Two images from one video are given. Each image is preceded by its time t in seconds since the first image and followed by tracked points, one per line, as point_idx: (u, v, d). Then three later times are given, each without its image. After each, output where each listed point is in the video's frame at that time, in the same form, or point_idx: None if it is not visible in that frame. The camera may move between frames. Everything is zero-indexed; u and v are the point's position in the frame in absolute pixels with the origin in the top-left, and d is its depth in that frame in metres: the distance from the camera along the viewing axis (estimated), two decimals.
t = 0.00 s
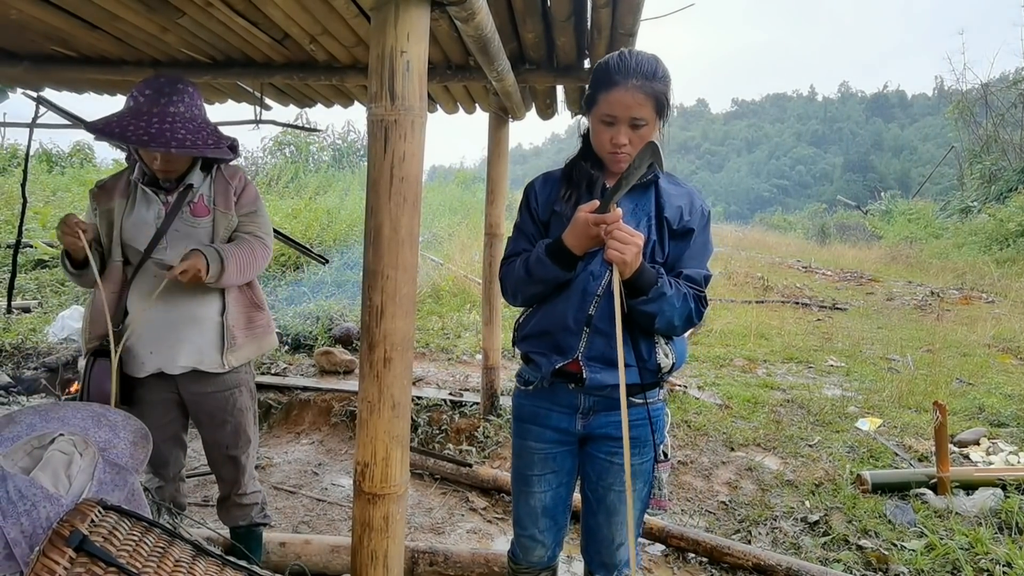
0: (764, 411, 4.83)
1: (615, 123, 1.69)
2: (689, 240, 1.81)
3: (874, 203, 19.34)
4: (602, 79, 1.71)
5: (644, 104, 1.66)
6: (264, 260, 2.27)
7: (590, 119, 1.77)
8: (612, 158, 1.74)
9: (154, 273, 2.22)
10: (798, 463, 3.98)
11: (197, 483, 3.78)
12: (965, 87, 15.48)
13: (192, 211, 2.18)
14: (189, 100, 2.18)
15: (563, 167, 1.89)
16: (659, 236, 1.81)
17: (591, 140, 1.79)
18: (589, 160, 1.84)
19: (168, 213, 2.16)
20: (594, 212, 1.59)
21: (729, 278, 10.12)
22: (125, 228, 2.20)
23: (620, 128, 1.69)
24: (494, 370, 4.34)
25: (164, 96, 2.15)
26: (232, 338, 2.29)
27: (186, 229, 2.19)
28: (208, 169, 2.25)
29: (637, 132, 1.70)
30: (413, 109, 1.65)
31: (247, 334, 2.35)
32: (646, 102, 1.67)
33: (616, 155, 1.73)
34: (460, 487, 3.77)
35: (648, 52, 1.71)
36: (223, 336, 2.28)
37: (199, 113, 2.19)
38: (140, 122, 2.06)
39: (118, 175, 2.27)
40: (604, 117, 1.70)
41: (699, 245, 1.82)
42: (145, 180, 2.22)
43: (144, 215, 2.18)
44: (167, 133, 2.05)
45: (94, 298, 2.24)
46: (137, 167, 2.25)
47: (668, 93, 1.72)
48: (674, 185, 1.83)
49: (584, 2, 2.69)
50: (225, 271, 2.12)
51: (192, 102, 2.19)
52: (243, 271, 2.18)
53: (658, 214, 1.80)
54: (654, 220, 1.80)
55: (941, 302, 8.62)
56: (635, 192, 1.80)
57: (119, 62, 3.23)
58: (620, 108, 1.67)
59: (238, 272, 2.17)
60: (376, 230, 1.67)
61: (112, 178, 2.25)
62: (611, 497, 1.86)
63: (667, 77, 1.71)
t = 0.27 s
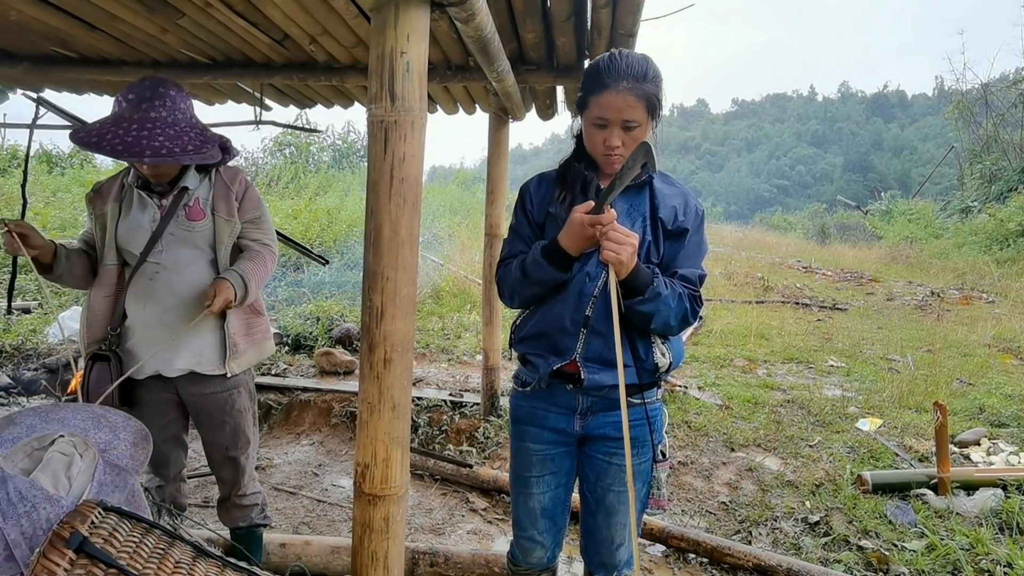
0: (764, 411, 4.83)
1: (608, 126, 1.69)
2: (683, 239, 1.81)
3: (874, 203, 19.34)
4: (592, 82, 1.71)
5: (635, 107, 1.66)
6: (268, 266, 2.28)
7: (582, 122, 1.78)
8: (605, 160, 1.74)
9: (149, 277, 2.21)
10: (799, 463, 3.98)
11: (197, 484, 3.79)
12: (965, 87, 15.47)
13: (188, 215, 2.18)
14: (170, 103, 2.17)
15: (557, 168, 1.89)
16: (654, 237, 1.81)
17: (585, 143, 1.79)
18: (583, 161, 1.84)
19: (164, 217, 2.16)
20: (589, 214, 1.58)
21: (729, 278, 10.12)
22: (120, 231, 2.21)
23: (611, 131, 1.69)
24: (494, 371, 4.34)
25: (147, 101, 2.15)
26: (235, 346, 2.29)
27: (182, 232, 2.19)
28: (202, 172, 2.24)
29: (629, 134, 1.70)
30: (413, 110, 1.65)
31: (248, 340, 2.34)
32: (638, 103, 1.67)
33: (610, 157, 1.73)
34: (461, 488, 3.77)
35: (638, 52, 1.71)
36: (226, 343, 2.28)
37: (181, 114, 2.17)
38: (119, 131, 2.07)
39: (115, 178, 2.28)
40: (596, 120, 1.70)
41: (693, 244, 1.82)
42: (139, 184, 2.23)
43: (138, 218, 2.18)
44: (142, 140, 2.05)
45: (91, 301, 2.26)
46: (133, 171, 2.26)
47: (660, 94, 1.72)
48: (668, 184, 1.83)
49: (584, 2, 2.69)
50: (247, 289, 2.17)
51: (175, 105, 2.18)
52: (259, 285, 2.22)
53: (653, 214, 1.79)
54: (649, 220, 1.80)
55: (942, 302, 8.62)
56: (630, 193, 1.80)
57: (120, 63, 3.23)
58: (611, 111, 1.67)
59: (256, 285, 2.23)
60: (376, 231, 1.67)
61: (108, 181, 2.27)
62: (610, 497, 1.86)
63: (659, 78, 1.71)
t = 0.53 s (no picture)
0: (765, 411, 4.83)
1: (605, 127, 1.69)
2: (682, 239, 1.81)
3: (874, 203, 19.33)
4: (588, 83, 1.71)
5: (633, 108, 1.66)
6: (260, 269, 2.24)
7: (580, 124, 1.78)
8: (603, 161, 1.74)
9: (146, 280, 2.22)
10: (799, 463, 3.98)
11: (198, 484, 3.79)
12: (965, 86, 15.47)
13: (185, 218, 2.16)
14: (168, 107, 2.15)
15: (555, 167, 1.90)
16: (653, 237, 1.81)
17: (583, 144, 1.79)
18: (581, 162, 1.84)
19: (162, 219, 2.15)
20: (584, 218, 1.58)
21: (729, 278, 10.12)
22: (120, 232, 2.21)
23: (609, 133, 1.69)
24: (494, 371, 4.33)
25: (144, 105, 2.14)
26: (230, 351, 2.26)
27: (180, 235, 2.17)
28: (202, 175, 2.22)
29: (627, 135, 1.69)
30: (414, 110, 1.65)
31: (245, 345, 2.32)
32: (636, 105, 1.66)
33: (608, 158, 1.73)
34: (461, 488, 3.77)
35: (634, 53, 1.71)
36: (221, 348, 2.26)
37: (178, 118, 2.16)
38: (116, 136, 2.07)
39: (116, 177, 2.29)
40: (594, 121, 1.70)
41: (692, 244, 1.82)
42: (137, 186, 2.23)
43: (137, 221, 2.18)
44: (137, 147, 2.05)
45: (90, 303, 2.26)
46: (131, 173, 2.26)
47: (657, 95, 1.72)
48: (666, 185, 1.83)
49: (585, 2, 2.69)
50: (216, 281, 2.09)
51: (172, 108, 2.16)
52: (237, 282, 2.15)
53: (651, 215, 1.79)
54: (647, 220, 1.80)
55: (942, 302, 8.62)
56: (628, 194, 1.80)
57: (120, 63, 3.24)
58: (609, 112, 1.67)
59: (236, 281, 2.16)
60: (377, 231, 1.67)
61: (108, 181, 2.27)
62: (609, 498, 1.86)
63: (655, 79, 1.71)
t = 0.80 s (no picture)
0: (765, 411, 4.83)
1: (606, 125, 1.69)
2: (683, 239, 1.81)
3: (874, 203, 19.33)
4: (590, 81, 1.71)
5: (634, 107, 1.66)
6: (244, 277, 2.23)
7: (580, 123, 1.78)
8: (603, 160, 1.73)
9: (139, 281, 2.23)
10: (800, 463, 3.98)
11: (198, 483, 3.79)
12: (965, 86, 15.47)
13: (181, 222, 2.17)
14: (175, 112, 2.16)
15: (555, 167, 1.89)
16: (653, 236, 1.81)
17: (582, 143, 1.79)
18: (582, 161, 1.84)
19: (159, 221, 2.16)
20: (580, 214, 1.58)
21: (730, 278, 10.12)
22: (118, 232, 2.21)
23: (610, 131, 1.69)
24: (495, 371, 4.33)
25: (152, 109, 2.16)
26: (220, 354, 2.27)
27: (175, 240, 2.17)
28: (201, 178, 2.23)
29: (627, 135, 1.70)
30: (415, 110, 1.65)
31: (236, 349, 2.32)
32: (637, 104, 1.67)
33: (607, 157, 1.72)
34: (462, 488, 3.77)
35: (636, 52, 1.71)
36: (209, 352, 2.26)
37: (185, 123, 2.17)
38: (123, 140, 2.09)
39: (117, 176, 2.29)
40: (595, 119, 1.70)
41: (693, 244, 1.82)
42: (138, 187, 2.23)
43: (134, 222, 2.18)
44: (144, 153, 2.08)
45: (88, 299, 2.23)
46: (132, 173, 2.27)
47: (658, 95, 1.72)
48: (666, 184, 1.83)
49: (585, 2, 2.69)
50: (177, 273, 2.09)
51: (179, 113, 2.17)
52: (203, 281, 2.13)
53: (650, 214, 1.80)
54: (646, 220, 1.80)
55: (942, 302, 8.62)
56: (628, 194, 1.80)
57: (120, 63, 3.24)
58: (609, 111, 1.67)
59: (205, 282, 2.14)
60: (377, 231, 1.67)
61: (111, 179, 2.27)
62: (608, 498, 1.86)
63: (657, 78, 1.71)
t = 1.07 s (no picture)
0: (765, 411, 4.83)
1: (605, 127, 1.69)
2: (684, 239, 1.81)
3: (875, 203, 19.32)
4: (590, 82, 1.71)
5: (633, 108, 1.67)
6: (225, 292, 2.23)
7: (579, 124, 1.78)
8: (602, 162, 1.74)
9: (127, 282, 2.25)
10: (800, 463, 3.99)
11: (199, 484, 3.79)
12: (965, 86, 15.46)
13: (175, 227, 2.17)
14: (177, 112, 2.16)
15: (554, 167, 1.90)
16: (652, 236, 1.81)
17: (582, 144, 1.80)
18: (581, 161, 1.83)
19: (155, 224, 2.17)
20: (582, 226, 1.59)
21: (730, 278, 10.12)
22: (116, 229, 2.25)
23: (609, 133, 1.70)
24: (495, 371, 4.34)
25: (155, 109, 2.15)
26: (210, 362, 2.26)
27: (167, 244, 2.18)
28: (201, 182, 2.22)
29: (626, 136, 1.70)
30: (416, 110, 1.65)
31: (225, 358, 2.30)
32: (637, 106, 1.67)
33: (607, 159, 1.73)
34: (462, 488, 3.77)
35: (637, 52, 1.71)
36: (195, 357, 2.26)
37: (186, 124, 2.16)
38: (121, 135, 2.08)
39: (125, 175, 2.35)
40: (594, 122, 1.71)
41: (693, 245, 1.82)
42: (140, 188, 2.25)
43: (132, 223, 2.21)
44: (139, 149, 2.05)
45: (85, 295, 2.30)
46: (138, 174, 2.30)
47: (658, 97, 1.72)
48: (667, 184, 1.84)
49: (585, 3, 2.69)
50: (151, 294, 2.11)
51: (181, 115, 2.16)
52: (179, 300, 2.14)
53: (651, 214, 1.80)
54: (647, 220, 1.80)
55: (943, 302, 8.62)
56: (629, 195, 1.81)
57: (121, 63, 3.24)
58: (608, 112, 1.67)
59: (181, 300, 2.15)
60: (377, 231, 1.67)
61: (117, 177, 2.34)
62: (605, 498, 1.87)
63: (657, 80, 1.71)
